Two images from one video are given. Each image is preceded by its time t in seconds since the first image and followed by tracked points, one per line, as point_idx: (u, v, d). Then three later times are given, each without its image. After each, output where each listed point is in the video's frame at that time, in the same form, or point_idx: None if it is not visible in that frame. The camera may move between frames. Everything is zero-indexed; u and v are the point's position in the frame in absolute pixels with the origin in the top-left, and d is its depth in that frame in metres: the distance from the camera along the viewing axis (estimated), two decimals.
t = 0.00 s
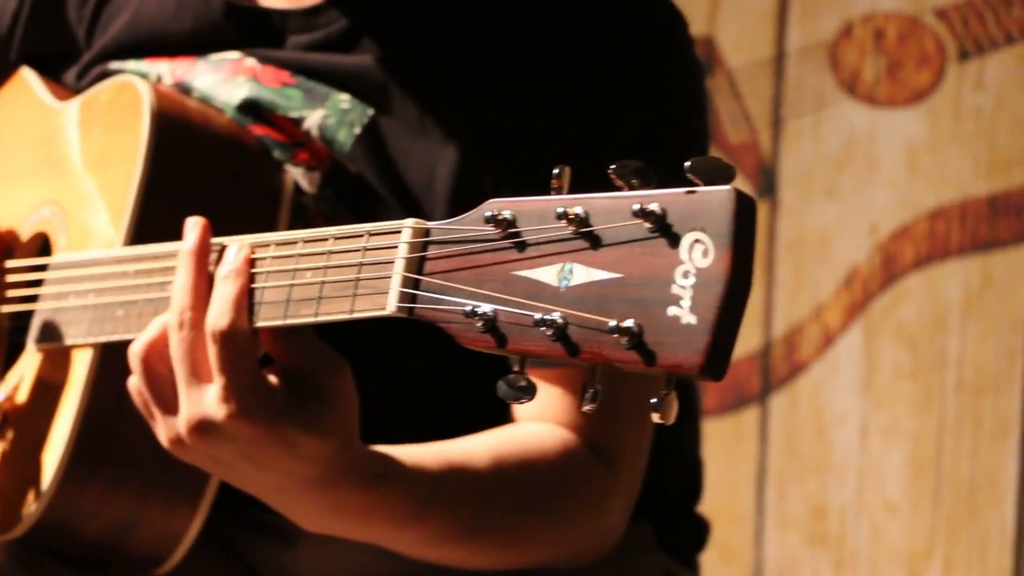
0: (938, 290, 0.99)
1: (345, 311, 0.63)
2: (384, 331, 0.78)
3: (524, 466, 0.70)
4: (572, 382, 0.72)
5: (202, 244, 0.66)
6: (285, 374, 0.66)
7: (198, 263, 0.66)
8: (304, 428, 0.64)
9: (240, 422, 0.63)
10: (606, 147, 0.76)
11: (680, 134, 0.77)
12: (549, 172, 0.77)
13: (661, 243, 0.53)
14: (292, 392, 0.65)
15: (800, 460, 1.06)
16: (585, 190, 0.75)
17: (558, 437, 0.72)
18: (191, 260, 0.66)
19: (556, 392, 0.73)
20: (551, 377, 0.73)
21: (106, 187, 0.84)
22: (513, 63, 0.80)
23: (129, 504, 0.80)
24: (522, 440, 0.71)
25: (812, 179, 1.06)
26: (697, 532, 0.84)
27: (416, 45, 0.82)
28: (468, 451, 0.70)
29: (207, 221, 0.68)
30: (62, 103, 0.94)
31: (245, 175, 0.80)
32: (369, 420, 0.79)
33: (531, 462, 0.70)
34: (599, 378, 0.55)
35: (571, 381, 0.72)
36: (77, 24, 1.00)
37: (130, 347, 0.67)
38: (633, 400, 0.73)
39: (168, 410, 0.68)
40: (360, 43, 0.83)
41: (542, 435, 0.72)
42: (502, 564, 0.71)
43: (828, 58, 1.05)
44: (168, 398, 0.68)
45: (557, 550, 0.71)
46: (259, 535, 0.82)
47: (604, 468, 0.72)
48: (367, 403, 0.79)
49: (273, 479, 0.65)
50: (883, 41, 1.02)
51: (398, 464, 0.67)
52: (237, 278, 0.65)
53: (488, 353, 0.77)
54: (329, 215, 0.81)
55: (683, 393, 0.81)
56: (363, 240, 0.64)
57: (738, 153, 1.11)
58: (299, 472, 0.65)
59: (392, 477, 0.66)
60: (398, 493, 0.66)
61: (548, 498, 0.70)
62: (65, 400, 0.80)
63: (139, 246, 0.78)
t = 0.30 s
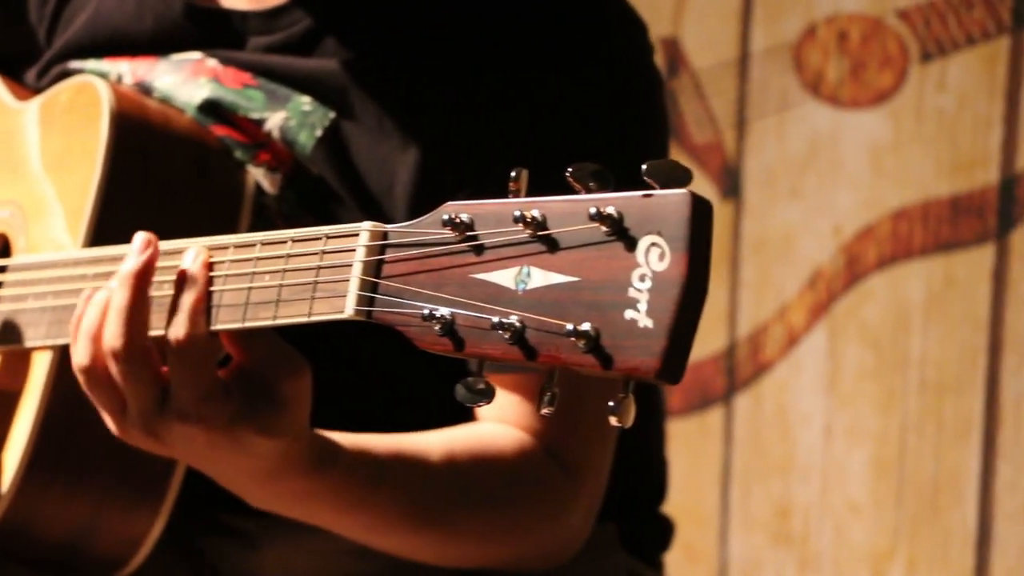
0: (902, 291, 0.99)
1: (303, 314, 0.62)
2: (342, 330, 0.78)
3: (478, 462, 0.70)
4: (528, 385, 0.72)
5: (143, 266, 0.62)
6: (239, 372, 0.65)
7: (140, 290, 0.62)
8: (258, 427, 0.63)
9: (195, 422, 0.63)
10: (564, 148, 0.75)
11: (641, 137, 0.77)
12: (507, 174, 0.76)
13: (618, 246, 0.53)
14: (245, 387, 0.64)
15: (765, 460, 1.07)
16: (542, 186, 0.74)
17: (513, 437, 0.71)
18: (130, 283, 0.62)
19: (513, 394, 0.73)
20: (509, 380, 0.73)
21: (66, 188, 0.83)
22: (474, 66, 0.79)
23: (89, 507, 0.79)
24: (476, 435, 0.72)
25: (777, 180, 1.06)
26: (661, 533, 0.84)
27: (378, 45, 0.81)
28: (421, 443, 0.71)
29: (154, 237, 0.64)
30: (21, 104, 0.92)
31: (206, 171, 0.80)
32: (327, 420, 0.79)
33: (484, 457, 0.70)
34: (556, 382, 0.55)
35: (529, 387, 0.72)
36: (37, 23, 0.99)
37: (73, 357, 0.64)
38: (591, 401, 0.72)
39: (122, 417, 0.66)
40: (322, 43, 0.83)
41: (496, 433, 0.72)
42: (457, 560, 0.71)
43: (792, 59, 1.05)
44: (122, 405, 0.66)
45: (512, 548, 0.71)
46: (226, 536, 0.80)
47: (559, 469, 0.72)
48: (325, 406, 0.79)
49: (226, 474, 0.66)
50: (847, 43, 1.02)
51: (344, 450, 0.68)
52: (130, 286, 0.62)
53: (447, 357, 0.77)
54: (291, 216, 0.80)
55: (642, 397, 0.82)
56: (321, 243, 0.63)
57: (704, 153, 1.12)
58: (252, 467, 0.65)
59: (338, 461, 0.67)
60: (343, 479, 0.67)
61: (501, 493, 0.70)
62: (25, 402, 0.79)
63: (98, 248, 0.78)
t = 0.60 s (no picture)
0: (870, 290, 1.00)
1: (279, 313, 0.61)
2: (324, 336, 0.77)
3: (466, 474, 0.69)
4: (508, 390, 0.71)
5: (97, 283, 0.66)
6: (219, 373, 0.65)
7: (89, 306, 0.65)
8: (243, 428, 0.63)
9: (175, 420, 0.63)
10: (537, 152, 0.75)
11: (611, 141, 0.77)
12: (485, 172, 0.76)
13: (594, 244, 0.53)
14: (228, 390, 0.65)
15: (735, 460, 1.07)
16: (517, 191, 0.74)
17: (498, 443, 0.71)
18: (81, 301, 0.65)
19: (492, 400, 0.72)
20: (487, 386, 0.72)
21: (36, 188, 0.82)
22: (444, 68, 0.79)
23: (60, 509, 0.78)
24: (463, 446, 0.71)
25: (747, 180, 1.07)
26: (634, 534, 0.84)
27: (349, 49, 0.81)
28: (407, 456, 0.70)
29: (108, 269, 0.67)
30: None
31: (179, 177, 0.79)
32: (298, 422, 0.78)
33: (471, 468, 0.69)
34: (533, 380, 0.55)
35: (506, 392, 0.72)
36: (6, 25, 0.98)
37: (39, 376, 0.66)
38: (570, 402, 0.72)
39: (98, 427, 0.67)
40: (291, 46, 0.82)
41: (481, 442, 0.71)
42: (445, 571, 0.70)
43: (761, 60, 1.06)
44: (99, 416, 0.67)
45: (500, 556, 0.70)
46: (194, 534, 0.79)
47: (546, 478, 0.71)
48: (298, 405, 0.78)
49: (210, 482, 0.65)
50: (816, 44, 1.02)
51: (334, 463, 0.67)
52: (79, 306, 0.65)
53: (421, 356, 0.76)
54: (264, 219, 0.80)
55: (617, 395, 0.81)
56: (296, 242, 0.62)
57: (673, 154, 1.12)
58: (239, 471, 0.64)
59: (330, 474, 0.66)
60: (335, 493, 0.66)
61: (491, 503, 0.69)
62: None
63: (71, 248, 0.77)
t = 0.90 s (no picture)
0: (840, 290, 1.00)
1: (256, 315, 0.61)
2: (291, 339, 0.77)
3: (433, 477, 0.69)
4: (478, 395, 0.71)
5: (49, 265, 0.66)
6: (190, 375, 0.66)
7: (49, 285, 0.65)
8: (213, 429, 0.63)
9: (147, 418, 0.63)
10: (513, 155, 0.75)
11: (583, 147, 0.77)
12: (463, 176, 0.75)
13: (575, 247, 0.52)
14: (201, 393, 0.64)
15: (707, 459, 1.08)
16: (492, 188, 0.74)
17: (464, 447, 0.71)
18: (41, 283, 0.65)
19: (460, 403, 0.72)
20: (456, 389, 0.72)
21: (8, 189, 0.82)
22: (417, 70, 0.79)
23: (31, 509, 0.79)
24: (430, 449, 0.70)
25: (718, 180, 1.07)
26: (606, 533, 0.84)
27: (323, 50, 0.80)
28: (374, 462, 0.69)
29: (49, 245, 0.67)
30: None
31: (149, 175, 0.79)
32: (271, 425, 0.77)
33: (437, 471, 0.69)
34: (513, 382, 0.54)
35: (476, 398, 0.71)
36: None
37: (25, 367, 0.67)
38: (540, 408, 0.71)
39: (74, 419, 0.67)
40: (265, 48, 0.81)
41: (448, 447, 0.70)
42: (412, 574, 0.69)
43: (732, 60, 1.06)
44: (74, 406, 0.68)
45: (468, 561, 0.70)
46: (168, 535, 0.78)
47: (510, 486, 0.71)
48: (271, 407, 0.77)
49: (179, 485, 0.64)
50: (786, 44, 1.03)
51: (302, 467, 0.66)
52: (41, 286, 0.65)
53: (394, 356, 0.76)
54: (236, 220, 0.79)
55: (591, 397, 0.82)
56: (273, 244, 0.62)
57: (645, 153, 1.13)
58: (208, 474, 0.63)
59: (300, 480, 0.65)
60: (304, 499, 0.65)
61: (457, 509, 0.69)
62: None
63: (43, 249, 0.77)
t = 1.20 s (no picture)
0: (810, 290, 1.01)
1: (221, 314, 0.61)
2: (255, 339, 0.76)
3: (397, 479, 0.68)
4: (440, 395, 0.70)
5: (71, 244, 0.64)
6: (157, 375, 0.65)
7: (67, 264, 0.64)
8: (175, 430, 0.62)
9: (111, 420, 0.62)
10: (480, 155, 0.74)
11: (552, 148, 0.75)
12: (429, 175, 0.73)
13: (539, 246, 0.51)
14: (165, 393, 0.64)
15: (678, 460, 1.09)
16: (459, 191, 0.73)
17: (428, 448, 0.70)
18: (58, 260, 0.64)
19: (425, 403, 0.71)
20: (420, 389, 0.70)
21: None
22: (386, 71, 0.78)
23: None
24: (394, 451, 0.69)
25: (689, 180, 1.08)
26: (577, 532, 0.84)
27: (292, 52, 0.80)
28: (340, 463, 0.69)
29: (78, 224, 0.65)
30: None
31: (119, 176, 0.79)
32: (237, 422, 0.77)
33: (401, 473, 0.68)
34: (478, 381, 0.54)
35: (443, 400, 0.70)
36: None
37: None
38: (505, 411, 0.70)
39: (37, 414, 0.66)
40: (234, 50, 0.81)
41: (413, 449, 0.70)
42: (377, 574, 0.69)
43: (702, 61, 1.06)
44: (38, 402, 0.66)
45: (433, 562, 0.69)
46: (135, 538, 0.78)
47: (476, 489, 0.70)
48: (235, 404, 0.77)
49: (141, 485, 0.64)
50: (756, 45, 1.03)
51: (269, 468, 0.66)
52: (60, 263, 0.64)
53: (357, 356, 0.75)
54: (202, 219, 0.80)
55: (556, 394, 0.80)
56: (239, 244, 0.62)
57: (616, 153, 1.13)
58: (171, 475, 0.63)
59: (264, 481, 0.65)
60: (269, 501, 0.65)
61: (420, 511, 0.68)
62: None
63: (11, 250, 0.77)
